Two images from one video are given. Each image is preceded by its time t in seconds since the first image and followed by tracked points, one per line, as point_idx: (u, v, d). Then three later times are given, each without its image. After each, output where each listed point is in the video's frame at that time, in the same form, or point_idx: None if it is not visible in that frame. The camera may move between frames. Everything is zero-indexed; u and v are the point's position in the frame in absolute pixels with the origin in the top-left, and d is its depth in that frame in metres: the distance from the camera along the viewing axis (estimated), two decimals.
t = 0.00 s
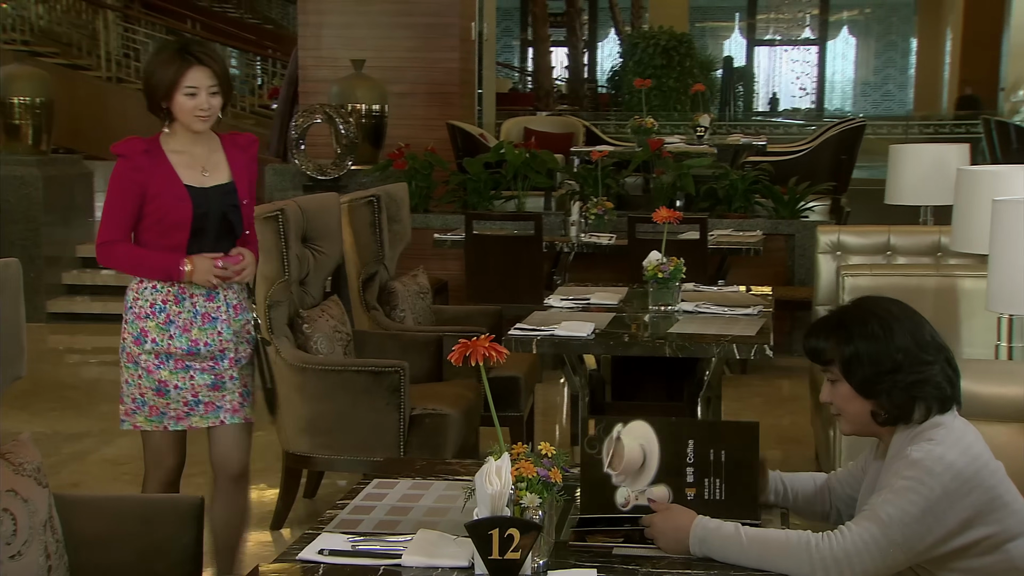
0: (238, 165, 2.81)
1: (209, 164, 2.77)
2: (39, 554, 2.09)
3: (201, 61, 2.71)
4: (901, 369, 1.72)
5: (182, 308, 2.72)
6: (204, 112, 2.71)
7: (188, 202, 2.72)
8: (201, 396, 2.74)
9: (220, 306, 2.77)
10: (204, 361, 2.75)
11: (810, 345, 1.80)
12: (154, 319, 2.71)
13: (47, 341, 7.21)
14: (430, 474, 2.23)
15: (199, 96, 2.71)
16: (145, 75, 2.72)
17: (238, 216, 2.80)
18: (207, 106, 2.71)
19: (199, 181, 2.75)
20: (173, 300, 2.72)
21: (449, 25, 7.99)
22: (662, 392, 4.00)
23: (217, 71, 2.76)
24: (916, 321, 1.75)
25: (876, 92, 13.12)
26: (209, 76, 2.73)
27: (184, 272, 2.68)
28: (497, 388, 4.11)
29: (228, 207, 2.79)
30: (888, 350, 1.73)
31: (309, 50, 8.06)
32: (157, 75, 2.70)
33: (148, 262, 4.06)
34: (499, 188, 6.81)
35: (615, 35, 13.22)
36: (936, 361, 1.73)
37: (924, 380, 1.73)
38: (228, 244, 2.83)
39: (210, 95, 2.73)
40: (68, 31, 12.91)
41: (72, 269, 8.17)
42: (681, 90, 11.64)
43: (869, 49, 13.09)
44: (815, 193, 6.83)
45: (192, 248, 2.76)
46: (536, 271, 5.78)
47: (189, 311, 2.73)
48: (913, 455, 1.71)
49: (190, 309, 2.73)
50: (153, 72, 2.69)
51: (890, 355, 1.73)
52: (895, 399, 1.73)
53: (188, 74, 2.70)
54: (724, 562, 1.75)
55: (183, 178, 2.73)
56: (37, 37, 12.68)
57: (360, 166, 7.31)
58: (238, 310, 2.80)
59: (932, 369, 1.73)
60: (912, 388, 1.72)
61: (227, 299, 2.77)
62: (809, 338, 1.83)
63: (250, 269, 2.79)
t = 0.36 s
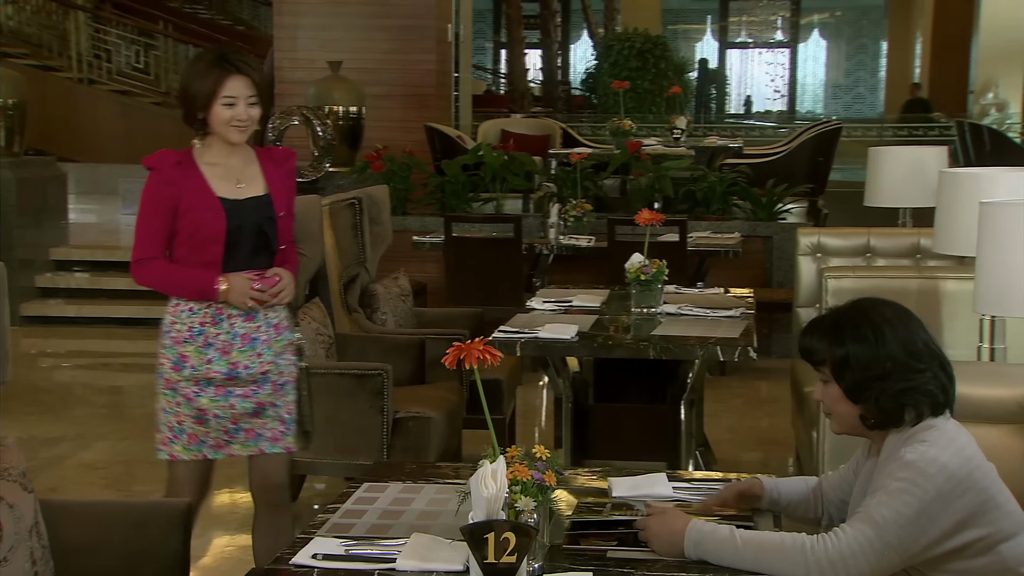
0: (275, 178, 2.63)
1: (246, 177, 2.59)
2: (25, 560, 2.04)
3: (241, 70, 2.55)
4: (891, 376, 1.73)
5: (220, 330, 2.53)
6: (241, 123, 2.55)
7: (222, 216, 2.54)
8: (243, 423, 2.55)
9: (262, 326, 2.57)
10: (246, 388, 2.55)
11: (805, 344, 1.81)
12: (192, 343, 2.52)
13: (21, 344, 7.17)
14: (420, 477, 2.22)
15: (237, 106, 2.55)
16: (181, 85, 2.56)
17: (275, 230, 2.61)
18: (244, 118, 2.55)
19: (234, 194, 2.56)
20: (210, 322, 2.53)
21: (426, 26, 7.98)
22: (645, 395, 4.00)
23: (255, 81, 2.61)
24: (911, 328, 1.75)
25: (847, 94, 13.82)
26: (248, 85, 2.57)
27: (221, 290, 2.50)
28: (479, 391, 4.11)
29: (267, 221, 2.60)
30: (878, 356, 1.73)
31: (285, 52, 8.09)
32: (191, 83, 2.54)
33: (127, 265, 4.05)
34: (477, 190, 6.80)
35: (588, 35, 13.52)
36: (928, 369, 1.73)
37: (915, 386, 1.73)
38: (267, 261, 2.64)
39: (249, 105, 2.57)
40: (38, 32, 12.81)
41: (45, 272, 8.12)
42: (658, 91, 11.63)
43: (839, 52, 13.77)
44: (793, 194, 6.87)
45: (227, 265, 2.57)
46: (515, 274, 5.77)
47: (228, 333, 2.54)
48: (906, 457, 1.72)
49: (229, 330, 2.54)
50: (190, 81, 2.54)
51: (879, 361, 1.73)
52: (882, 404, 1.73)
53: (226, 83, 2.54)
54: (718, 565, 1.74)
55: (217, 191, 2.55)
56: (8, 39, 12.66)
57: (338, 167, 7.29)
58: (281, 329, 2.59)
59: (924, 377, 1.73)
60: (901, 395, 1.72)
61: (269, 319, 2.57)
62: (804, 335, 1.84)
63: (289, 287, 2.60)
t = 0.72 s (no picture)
0: (294, 178, 2.53)
1: (263, 176, 2.50)
2: None
3: (263, 69, 2.42)
4: (868, 387, 1.73)
5: (237, 330, 2.45)
6: (260, 125, 2.43)
7: (237, 218, 2.44)
8: (252, 427, 2.48)
9: (278, 329, 2.51)
10: (258, 391, 2.48)
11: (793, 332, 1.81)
12: (207, 341, 2.45)
13: None
14: (403, 479, 2.21)
15: (257, 107, 2.42)
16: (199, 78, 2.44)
17: (293, 233, 2.52)
18: (265, 120, 2.43)
19: (249, 195, 2.47)
20: (226, 321, 2.45)
21: (395, 27, 7.96)
22: (621, 396, 4.00)
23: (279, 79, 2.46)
24: (901, 338, 1.72)
25: (809, 95, 14.01)
26: (269, 85, 2.43)
27: (233, 292, 2.42)
28: (453, 393, 4.11)
29: (285, 223, 2.50)
30: (855, 363, 1.73)
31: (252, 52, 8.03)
32: (209, 80, 2.41)
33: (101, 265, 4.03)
34: (448, 191, 6.79)
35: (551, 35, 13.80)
36: (906, 386, 1.73)
37: (888, 401, 1.73)
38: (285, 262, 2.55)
39: (270, 106, 2.44)
40: None
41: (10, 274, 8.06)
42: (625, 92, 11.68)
43: (802, 53, 13.97)
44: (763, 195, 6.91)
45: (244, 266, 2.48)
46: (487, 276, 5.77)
47: (244, 334, 2.47)
48: (892, 458, 1.72)
49: (245, 331, 2.47)
50: (210, 79, 2.40)
51: (855, 370, 1.73)
52: (854, 410, 1.75)
53: (247, 82, 2.41)
54: (705, 566, 1.74)
55: (231, 192, 2.45)
56: None
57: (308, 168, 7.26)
58: (294, 336, 2.54)
59: (899, 393, 1.73)
60: (872, 406, 1.73)
61: (286, 324, 2.52)
62: (803, 315, 1.83)
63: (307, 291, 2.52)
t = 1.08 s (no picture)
0: (297, 188, 2.50)
1: (267, 187, 2.45)
2: None
3: (268, 78, 2.36)
4: (852, 391, 1.73)
5: (258, 347, 2.42)
6: (265, 136, 2.37)
7: (250, 235, 2.38)
8: (273, 450, 2.44)
9: (292, 346, 2.49)
10: (278, 411, 2.45)
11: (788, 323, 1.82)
12: (227, 361, 2.40)
13: None
14: (381, 481, 2.20)
15: (262, 118, 2.36)
16: (199, 88, 2.36)
17: (304, 246, 2.48)
18: (269, 131, 2.37)
19: (258, 209, 2.42)
20: (247, 339, 2.41)
21: (361, 27, 7.94)
22: (594, 396, 4.01)
23: (283, 88, 2.41)
24: (892, 345, 1.72)
25: (771, 96, 14.42)
26: (273, 95, 2.38)
27: (247, 314, 2.36)
28: (427, 395, 4.12)
29: (294, 235, 2.46)
30: (842, 366, 1.73)
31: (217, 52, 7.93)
32: (212, 91, 2.34)
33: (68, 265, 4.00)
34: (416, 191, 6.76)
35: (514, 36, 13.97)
36: (889, 398, 1.72)
37: (870, 408, 1.73)
38: (292, 275, 2.51)
39: (274, 115, 2.38)
40: None
41: None
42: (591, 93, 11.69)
43: (764, 54, 14.34)
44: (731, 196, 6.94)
45: (255, 284, 2.43)
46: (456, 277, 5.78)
47: (263, 351, 2.43)
48: (877, 458, 1.73)
49: (264, 348, 2.43)
50: (212, 89, 2.34)
51: (842, 373, 1.73)
52: (834, 411, 1.76)
53: (251, 93, 2.35)
54: (690, 566, 1.74)
55: (240, 206, 2.40)
56: None
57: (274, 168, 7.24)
58: (307, 350, 2.54)
59: (881, 402, 1.72)
60: (853, 411, 1.74)
61: (301, 338, 2.51)
62: (805, 308, 1.84)
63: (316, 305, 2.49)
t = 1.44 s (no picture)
0: (294, 190, 2.44)
1: (264, 190, 2.38)
2: None
3: (274, 80, 2.28)
4: (838, 391, 1.74)
5: (249, 352, 2.37)
6: (267, 139, 2.29)
7: (249, 239, 2.33)
8: (268, 457, 2.40)
9: (287, 348, 2.43)
10: (273, 414, 2.40)
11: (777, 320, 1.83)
12: (217, 366, 2.35)
13: None
14: (354, 484, 2.19)
15: (266, 119, 2.28)
16: (201, 89, 2.28)
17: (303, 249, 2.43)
18: (272, 133, 2.29)
19: (256, 213, 2.36)
20: (239, 344, 2.36)
21: (322, 26, 7.89)
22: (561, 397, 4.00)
23: (286, 91, 2.33)
24: (881, 349, 1.74)
25: (727, 96, 15.37)
26: (278, 98, 2.30)
27: (247, 319, 2.31)
28: (393, 395, 4.10)
29: (291, 238, 2.41)
30: (830, 366, 1.74)
31: (176, 51, 7.83)
32: (215, 93, 2.25)
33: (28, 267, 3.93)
34: (379, 191, 6.73)
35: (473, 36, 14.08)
36: (876, 399, 1.74)
37: (853, 409, 1.74)
38: (287, 276, 2.47)
39: (278, 118, 2.31)
40: None
41: None
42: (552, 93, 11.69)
43: (721, 54, 15.28)
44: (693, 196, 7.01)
45: (254, 288, 2.38)
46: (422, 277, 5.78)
47: (256, 355, 2.38)
48: (853, 456, 1.75)
49: (257, 352, 2.38)
50: (213, 90, 2.25)
51: (829, 374, 1.74)
52: (817, 410, 1.77)
53: (255, 94, 2.27)
54: (667, 565, 1.75)
55: (239, 209, 2.33)
56: None
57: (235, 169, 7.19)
58: (303, 352, 2.48)
59: (866, 404, 1.74)
60: (837, 411, 1.75)
61: (295, 340, 2.44)
62: (792, 305, 1.85)
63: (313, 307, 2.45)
